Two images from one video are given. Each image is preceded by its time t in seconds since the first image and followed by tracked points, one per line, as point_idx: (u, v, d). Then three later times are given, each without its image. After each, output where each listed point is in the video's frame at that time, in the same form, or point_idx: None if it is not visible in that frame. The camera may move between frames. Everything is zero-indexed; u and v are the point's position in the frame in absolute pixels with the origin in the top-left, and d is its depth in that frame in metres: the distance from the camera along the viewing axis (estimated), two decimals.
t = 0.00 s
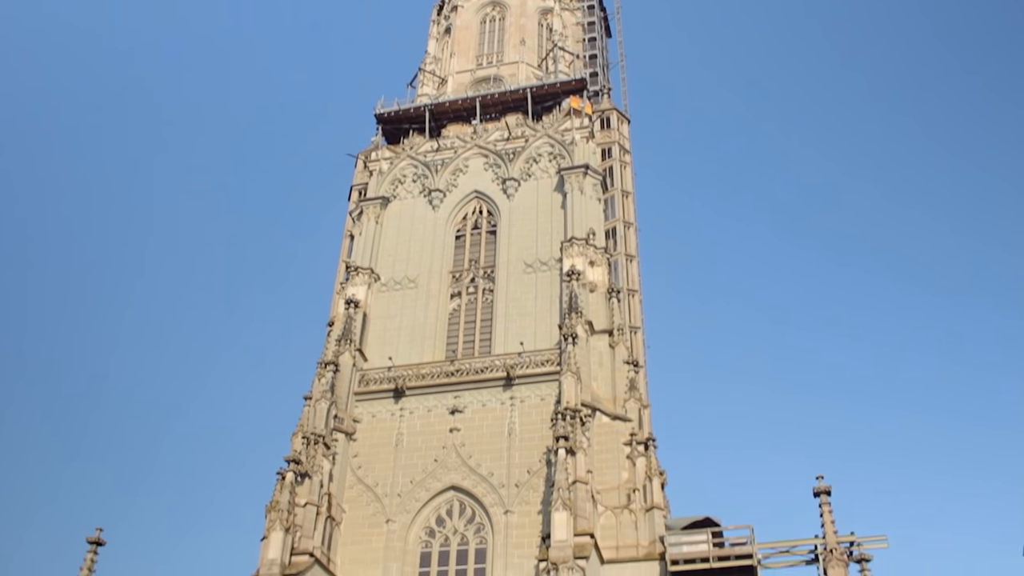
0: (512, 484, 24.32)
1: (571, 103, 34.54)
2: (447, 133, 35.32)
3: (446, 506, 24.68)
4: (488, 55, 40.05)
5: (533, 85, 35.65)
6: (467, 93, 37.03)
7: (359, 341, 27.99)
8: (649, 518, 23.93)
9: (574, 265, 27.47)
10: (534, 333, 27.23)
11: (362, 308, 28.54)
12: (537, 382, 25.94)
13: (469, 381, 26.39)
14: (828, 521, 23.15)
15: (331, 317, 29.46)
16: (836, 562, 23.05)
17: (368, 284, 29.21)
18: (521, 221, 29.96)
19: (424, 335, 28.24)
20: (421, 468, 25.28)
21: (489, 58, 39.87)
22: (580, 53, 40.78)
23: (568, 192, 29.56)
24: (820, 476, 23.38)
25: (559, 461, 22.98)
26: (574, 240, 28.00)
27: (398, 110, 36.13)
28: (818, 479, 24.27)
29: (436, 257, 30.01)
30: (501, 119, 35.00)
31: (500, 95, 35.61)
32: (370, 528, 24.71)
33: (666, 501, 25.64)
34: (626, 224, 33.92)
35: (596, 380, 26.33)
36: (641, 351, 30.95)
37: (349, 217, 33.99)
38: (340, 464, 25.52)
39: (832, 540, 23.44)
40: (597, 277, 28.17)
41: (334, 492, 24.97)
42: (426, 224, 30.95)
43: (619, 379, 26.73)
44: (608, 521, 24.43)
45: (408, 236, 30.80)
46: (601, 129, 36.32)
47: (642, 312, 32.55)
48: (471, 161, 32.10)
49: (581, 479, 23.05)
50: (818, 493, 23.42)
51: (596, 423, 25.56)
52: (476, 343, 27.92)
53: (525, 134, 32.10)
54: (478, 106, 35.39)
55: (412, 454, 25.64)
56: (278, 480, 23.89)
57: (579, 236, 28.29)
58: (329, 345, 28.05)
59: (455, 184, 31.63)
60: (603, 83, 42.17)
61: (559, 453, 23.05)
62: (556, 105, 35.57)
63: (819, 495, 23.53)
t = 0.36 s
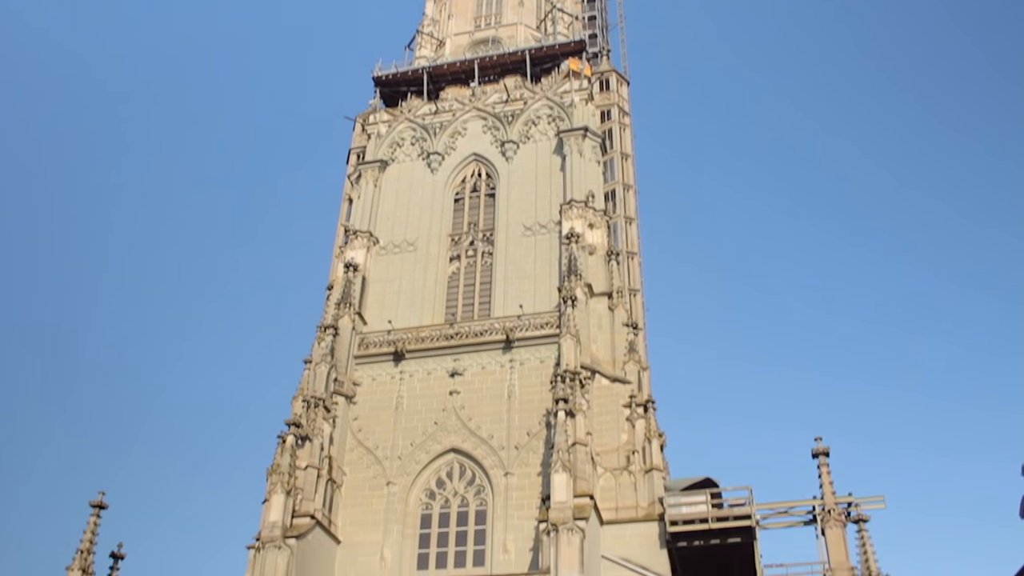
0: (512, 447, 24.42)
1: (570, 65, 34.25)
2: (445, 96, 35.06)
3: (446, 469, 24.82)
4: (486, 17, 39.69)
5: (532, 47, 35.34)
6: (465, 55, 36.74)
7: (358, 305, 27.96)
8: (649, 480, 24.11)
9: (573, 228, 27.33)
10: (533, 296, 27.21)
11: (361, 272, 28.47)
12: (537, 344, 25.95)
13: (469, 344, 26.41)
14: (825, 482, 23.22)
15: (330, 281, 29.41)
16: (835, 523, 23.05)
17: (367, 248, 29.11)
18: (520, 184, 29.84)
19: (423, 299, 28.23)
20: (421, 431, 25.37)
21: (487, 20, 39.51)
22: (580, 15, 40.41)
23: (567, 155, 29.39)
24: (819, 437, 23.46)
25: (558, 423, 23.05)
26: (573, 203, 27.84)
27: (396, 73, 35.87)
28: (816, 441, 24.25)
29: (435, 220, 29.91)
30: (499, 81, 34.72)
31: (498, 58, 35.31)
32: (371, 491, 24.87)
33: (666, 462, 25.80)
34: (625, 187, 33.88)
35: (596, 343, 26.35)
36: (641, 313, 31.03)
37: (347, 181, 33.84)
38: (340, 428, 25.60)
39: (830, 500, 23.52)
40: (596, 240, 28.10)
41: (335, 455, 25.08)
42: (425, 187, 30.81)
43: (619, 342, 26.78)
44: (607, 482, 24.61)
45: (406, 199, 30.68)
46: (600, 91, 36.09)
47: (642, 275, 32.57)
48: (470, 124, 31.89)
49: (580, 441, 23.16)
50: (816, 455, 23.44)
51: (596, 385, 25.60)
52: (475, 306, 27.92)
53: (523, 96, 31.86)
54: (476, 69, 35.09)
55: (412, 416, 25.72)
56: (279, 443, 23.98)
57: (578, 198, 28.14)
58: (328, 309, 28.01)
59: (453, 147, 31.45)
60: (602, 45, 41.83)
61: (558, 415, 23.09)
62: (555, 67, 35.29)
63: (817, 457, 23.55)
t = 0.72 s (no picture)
0: (512, 409, 24.49)
1: (569, 26, 33.92)
2: (443, 57, 34.75)
3: (446, 431, 24.92)
4: None
5: (530, 8, 34.97)
6: (463, 17, 36.40)
7: (358, 268, 27.89)
8: (648, 442, 24.23)
9: (572, 190, 27.14)
10: (532, 259, 27.16)
11: (360, 235, 28.37)
12: (536, 307, 25.93)
13: (468, 307, 26.39)
14: (824, 443, 23.26)
15: (329, 244, 29.33)
16: (833, 483, 22.95)
17: (366, 211, 28.97)
18: (519, 146, 29.66)
19: (422, 262, 28.17)
20: (421, 394, 25.43)
21: None
22: None
23: (565, 117, 29.15)
24: (817, 399, 23.45)
25: (558, 385, 23.05)
26: (573, 165, 27.61)
27: (393, 35, 35.63)
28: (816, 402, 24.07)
29: (433, 183, 29.78)
30: (497, 42, 34.37)
31: (496, 18, 34.92)
32: (372, 453, 24.98)
33: (664, 424, 25.92)
34: (624, 149, 33.71)
35: (595, 305, 26.33)
36: (640, 275, 31.02)
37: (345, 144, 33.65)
38: (341, 391, 25.67)
39: (829, 462, 23.48)
40: (595, 203, 28.03)
41: (335, 418, 25.16)
42: (423, 150, 30.64)
43: (618, 304, 26.80)
44: (607, 444, 24.72)
45: (405, 162, 30.53)
46: (599, 52, 35.78)
47: (641, 237, 32.51)
48: (468, 86, 31.64)
49: (580, 403, 23.20)
50: (814, 416, 23.45)
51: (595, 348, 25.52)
52: (475, 269, 27.88)
53: (522, 58, 31.57)
54: (474, 30, 34.70)
55: (412, 379, 25.77)
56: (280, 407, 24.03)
57: (577, 160, 27.94)
58: (327, 273, 27.95)
59: (452, 110, 31.23)
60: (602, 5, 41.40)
61: (558, 378, 23.10)
62: (554, 29, 34.96)
63: (815, 419, 23.55)
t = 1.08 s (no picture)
0: (512, 375, 24.53)
1: None
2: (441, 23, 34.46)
3: (446, 397, 25.00)
4: None
5: None
6: None
7: (357, 235, 27.82)
8: (647, 408, 24.31)
9: (571, 156, 27.01)
10: (531, 225, 27.10)
11: (359, 202, 28.27)
12: (535, 273, 25.88)
13: (467, 273, 26.36)
14: (823, 409, 23.31)
15: (328, 211, 29.23)
16: (831, 449, 22.98)
17: (364, 177, 28.85)
18: (517, 112, 29.50)
19: (421, 228, 28.10)
20: (421, 360, 25.45)
21: None
22: None
23: (564, 83, 28.93)
24: (816, 364, 23.46)
25: (557, 351, 23.10)
26: (572, 131, 27.46)
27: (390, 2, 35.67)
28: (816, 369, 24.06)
29: (432, 149, 29.64)
30: (496, 7, 34.06)
31: None
32: (372, 420, 25.06)
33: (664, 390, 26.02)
34: (623, 114, 33.42)
35: (594, 272, 26.31)
36: (639, 242, 30.96)
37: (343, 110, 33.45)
38: (340, 358, 25.70)
39: (827, 427, 23.51)
40: (594, 169, 27.99)
41: (335, 385, 25.20)
42: (422, 116, 30.47)
43: (618, 271, 26.82)
44: (606, 410, 24.79)
45: (403, 128, 30.38)
46: (598, 17, 35.48)
47: (640, 203, 32.40)
48: (466, 52, 31.41)
49: (579, 369, 23.24)
50: (814, 382, 23.48)
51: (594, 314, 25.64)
52: (474, 235, 27.82)
53: (520, 23, 31.30)
54: None
55: (412, 346, 25.80)
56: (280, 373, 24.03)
57: (576, 126, 27.78)
58: (326, 239, 27.89)
59: (450, 76, 31.01)
60: None
61: (557, 344, 23.13)
62: None
63: (815, 385, 23.58)
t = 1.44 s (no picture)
0: (511, 334, 24.56)
1: None
2: None
3: (446, 356, 25.07)
4: None
5: None
6: None
7: (355, 194, 27.72)
8: (647, 366, 24.40)
9: (570, 114, 26.83)
10: (530, 184, 27.01)
11: (357, 161, 28.14)
12: (534, 232, 25.82)
13: (466, 233, 26.30)
14: (822, 366, 23.37)
15: (326, 171, 29.11)
16: (830, 406, 22.88)
17: (362, 137, 28.70)
18: (516, 71, 29.27)
19: (419, 188, 28.00)
20: (421, 319, 25.46)
21: None
22: None
23: (563, 40, 28.66)
24: (815, 323, 23.42)
25: (556, 310, 23.13)
26: (571, 89, 27.27)
27: None
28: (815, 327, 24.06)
29: (430, 108, 29.46)
30: None
31: None
32: (372, 379, 25.13)
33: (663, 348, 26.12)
34: (623, 72, 33.19)
35: (594, 230, 26.25)
36: (639, 201, 30.89)
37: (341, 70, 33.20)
38: (340, 317, 25.72)
39: (825, 385, 23.44)
40: (592, 127, 27.76)
41: (335, 344, 25.25)
42: (420, 75, 30.26)
43: (617, 229, 26.79)
44: (605, 368, 24.85)
45: (401, 87, 30.18)
46: None
47: (639, 161, 32.27)
48: (464, 9, 31.09)
49: (578, 328, 23.27)
50: (813, 340, 23.48)
51: (593, 273, 25.46)
52: (472, 194, 27.73)
53: None
54: None
55: (411, 305, 25.79)
56: (280, 333, 24.02)
57: (575, 84, 27.57)
58: (325, 199, 27.80)
59: (448, 34, 30.74)
60: None
61: (556, 303, 23.15)
62: None
63: (814, 343, 23.60)
